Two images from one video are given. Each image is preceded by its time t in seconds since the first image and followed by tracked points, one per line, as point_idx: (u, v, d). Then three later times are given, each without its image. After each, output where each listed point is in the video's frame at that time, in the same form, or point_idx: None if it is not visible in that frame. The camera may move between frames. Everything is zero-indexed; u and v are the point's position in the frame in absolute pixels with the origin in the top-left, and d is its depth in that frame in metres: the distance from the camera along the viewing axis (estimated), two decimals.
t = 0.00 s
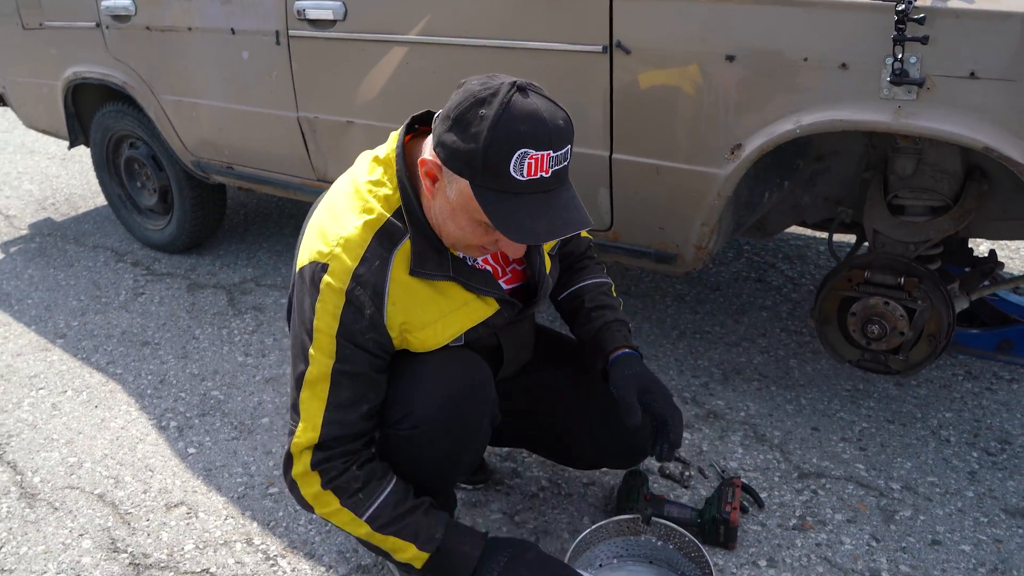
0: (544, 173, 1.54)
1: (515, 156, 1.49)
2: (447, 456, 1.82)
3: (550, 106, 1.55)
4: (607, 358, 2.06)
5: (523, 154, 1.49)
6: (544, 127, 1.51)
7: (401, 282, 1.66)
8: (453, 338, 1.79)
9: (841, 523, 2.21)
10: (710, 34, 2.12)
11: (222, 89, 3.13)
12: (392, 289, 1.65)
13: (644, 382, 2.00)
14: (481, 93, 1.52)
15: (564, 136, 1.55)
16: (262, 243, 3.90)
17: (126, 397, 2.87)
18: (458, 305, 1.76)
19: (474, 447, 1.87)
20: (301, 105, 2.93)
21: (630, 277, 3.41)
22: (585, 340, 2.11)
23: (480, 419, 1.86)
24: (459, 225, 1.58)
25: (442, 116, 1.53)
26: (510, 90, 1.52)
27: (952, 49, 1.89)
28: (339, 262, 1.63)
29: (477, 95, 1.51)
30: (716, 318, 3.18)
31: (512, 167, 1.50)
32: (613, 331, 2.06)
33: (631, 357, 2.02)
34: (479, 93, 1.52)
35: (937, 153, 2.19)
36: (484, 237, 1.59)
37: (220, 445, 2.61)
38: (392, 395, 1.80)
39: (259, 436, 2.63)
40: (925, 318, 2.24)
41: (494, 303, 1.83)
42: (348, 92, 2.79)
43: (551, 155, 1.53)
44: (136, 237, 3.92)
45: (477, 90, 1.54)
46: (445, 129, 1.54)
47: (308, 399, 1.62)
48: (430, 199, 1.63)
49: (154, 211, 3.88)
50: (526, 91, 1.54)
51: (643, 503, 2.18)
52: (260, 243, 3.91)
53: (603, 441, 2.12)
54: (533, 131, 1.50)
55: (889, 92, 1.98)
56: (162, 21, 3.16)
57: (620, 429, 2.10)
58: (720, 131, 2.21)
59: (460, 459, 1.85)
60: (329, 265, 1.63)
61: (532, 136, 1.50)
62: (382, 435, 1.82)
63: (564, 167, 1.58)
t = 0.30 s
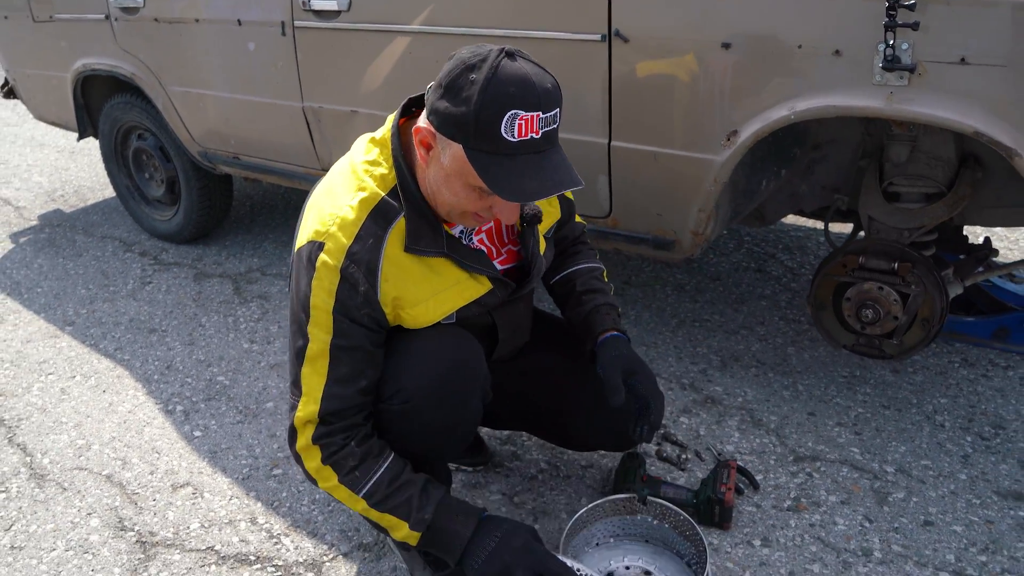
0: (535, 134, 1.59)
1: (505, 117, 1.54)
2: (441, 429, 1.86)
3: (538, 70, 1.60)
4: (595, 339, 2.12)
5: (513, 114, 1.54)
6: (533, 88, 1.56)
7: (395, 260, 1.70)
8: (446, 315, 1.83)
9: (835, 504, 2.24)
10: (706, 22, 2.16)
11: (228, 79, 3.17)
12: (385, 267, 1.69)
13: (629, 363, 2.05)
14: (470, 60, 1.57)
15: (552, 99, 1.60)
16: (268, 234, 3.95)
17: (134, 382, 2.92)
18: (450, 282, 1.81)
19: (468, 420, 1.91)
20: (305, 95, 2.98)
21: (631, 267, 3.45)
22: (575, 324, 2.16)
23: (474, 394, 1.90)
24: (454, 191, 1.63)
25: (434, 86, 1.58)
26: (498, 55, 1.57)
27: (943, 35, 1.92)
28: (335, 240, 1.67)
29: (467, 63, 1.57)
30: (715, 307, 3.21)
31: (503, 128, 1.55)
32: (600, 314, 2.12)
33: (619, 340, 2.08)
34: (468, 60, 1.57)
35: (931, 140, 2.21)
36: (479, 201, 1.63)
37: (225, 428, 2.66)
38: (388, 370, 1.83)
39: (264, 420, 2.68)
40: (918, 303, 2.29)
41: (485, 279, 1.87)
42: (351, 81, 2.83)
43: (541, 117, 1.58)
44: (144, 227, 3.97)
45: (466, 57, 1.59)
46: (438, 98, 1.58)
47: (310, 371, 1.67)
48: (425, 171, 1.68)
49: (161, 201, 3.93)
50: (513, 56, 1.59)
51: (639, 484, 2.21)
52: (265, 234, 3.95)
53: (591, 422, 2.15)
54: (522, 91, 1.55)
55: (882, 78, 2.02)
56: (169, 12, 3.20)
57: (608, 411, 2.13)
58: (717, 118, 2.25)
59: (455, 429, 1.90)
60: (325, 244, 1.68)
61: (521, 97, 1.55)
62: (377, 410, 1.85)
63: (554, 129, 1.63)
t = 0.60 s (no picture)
0: (536, 163, 1.62)
1: (508, 146, 1.57)
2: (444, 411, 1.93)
3: (546, 98, 1.63)
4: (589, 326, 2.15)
5: (516, 145, 1.57)
6: (538, 120, 1.59)
7: (395, 253, 1.75)
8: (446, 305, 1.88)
9: (825, 491, 2.29)
10: (699, 18, 2.21)
11: (231, 76, 3.23)
12: (386, 260, 1.74)
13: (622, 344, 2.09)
14: (480, 85, 1.60)
15: (557, 129, 1.63)
16: (270, 229, 4.00)
17: (138, 373, 2.97)
18: (450, 274, 1.85)
19: (471, 403, 1.97)
20: (308, 91, 3.03)
21: (628, 262, 3.49)
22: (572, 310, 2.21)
23: (478, 377, 1.96)
24: (455, 206, 1.67)
25: (443, 104, 1.62)
26: (509, 81, 1.60)
27: (929, 30, 1.97)
28: (337, 233, 1.73)
29: (477, 86, 1.60)
30: (711, 301, 3.26)
31: (505, 157, 1.58)
32: (594, 301, 2.16)
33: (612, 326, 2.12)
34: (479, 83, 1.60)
35: (920, 134, 2.26)
36: (479, 218, 1.67)
37: (228, 417, 2.71)
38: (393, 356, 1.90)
39: (266, 410, 2.73)
40: (907, 294, 2.37)
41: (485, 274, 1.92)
42: (353, 77, 2.89)
43: (543, 148, 1.61)
44: (148, 223, 4.03)
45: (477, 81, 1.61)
46: (446, 117, 1.62)
47: (295, 357, 1.74)
48: (428, 181, 1.72)
49: (165, 197, 3.98)
50: (525, 85, 1.61)
51: (634, 470, 2.28)
52: (267, 229, 4.01)
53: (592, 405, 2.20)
54: (527, 124, 1.58)
55: (870, 72, 2.07)
56: (174, 10, 3.26)
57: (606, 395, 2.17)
58: (709, 113, 2.30)
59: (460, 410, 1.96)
60: (328, 236, 1.73)
61: (526, 128, 1.58)
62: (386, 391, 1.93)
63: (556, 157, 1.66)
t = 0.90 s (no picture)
0: (534, 113, 1.70)
1: (507, 96, 1.66)
2: (449, 394, 1.97)
3: (539, 54, 1.72)
4: (582, 313, 2.23)
5: (514, 94, 1.65)
6: (533, 71, 1.68)
7: (405, 228, 1.82)
8: (454, 283, 1.93)
9: (819, 477, 2.35)
10: (697, 14, 2.26)
11: (238, 71, 3.28)
12: (396, 234, 1.81)
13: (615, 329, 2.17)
14: (476, 43, 1.69)
15: (552, 82, 1.72)
16: (274, 223, 4.06)
17: (146, 362, 3.02)
18: (458, 249, 1.92)
19: (475, 389, 2.02)
20: (313, 86, 3.09)
21: (627, 257, 3.54)
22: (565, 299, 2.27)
23: (482, 362, 2.01)
24: (459, 165, 1.74)
25: (442, 66, 1.70)
26: (502, 39, 1.70)
27: (919, 26, 2.03)
28: (350, 211, 1.79)
29: (472, 45, 1.69)
30: (709, 294, 3.31)
31: (505, 107, 1.66)
32: (587, 288, 2.23)
33: (604, 311, 2.19)
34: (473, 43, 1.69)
35: (914, 129, 2.30)
36: (482, 175, 1.74)
37: (234, 405, 2.76)
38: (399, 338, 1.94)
39: (271, 398, 2.78)
40: (899, 285, 2.42)
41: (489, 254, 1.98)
42: (358, 72, 2.94)
43: (540, 97, 1.70)
44: (154, 217, 4.08)
45: (472, 41, 1.70)
46: (445, 78, 1.71)
47: (323, 337, 1.77)
48: (432, 147, 1.79)
49: (170, 191, 4.04)
50: (516, 41, 1.71)
51: (632, 456, 2.32)
52: (271, 223, 4.06)
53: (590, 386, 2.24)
54: (523, 74, 1.67)
55: (863, 67, 2.13)
56: (181, 6, 3.31)
57: (602, 377, 2.22)
58: (707, 106, 2.35)
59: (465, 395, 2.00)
60: (340, 215, 1.80)
61: (522, 78, 1.67)
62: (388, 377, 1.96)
63: (553, 110, 1.75)
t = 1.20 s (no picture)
0: (543, 94, 1.78)
1: (517, 78, 1.74)
2: (449, 368, 2.02)
3: (545, 40, 1.80)
4: (576, 327, 2.24)
5: (523, 76, 1.74)
6: (540, 54, 1.76)
7: (413, 221, 1.90)
8: (456, 273, 2.01)
9: (814, 462, 2.42)
10: (698, 13, 2.33)
11: (247, 67, 3.35)
12: (405, 225, 1.89)
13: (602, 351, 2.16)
14: (484, 32, 1.78)
15: (558, 65, 1.80)
16: (280, 218, 4.12)
17: (157, 351, 3.08)
18: (464, 242, 2.00)
19: (475, 366, 2.06)
20: (322, 83, 3.16)
21: (628, 251, 3.62)
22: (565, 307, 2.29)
23: (481, 339, 2.05)
24: (474, 151, 1.82)
25: (454, 57, 1.79)
26: (509, 27, 1.79)
27: (913, 25, 2.11)
28: (361, 200, 1.87)
29: (481, 34, 1.78)
30: (707, 287, 3.38)
31: (515, 89, 1.74)
32: (586, 306, 2.24)
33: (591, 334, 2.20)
34: (482, 32, 1.78)
35: (908, 126, 2.38)
36: (496, 159, 1.81)
37: (245, 393, 2.83)
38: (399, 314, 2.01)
39: (281, 386, 2.84)
40: (892, 276, 2.51)
41: (496, 245, 2.06)
42: (366, 69, 3.01)
43: (548, 79, 1.78)
44: (161, 211, 4.14)
45: (482, 32, 1.79)
46: (457, 68, 1.79)
47: (321, 316, 1.88)
48: (448, 137, 1.88)
49: (177, 185, 4.10)
50: (522, 28, 1.80)
51: (634, 442, 2.40)
52: (277, 218, 4.12)
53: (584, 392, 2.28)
54: (531, 58, 1.75)
55: (858, 64, 2.20)
56: (192, 4, 3.38)
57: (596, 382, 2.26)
58: (708, 103, 2.43)
59: (465, 371, 2.05)
60: (351, 203, 1.88)
61: (530, 61, 1.75)
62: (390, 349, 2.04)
63: (560, 91, 1.83)
